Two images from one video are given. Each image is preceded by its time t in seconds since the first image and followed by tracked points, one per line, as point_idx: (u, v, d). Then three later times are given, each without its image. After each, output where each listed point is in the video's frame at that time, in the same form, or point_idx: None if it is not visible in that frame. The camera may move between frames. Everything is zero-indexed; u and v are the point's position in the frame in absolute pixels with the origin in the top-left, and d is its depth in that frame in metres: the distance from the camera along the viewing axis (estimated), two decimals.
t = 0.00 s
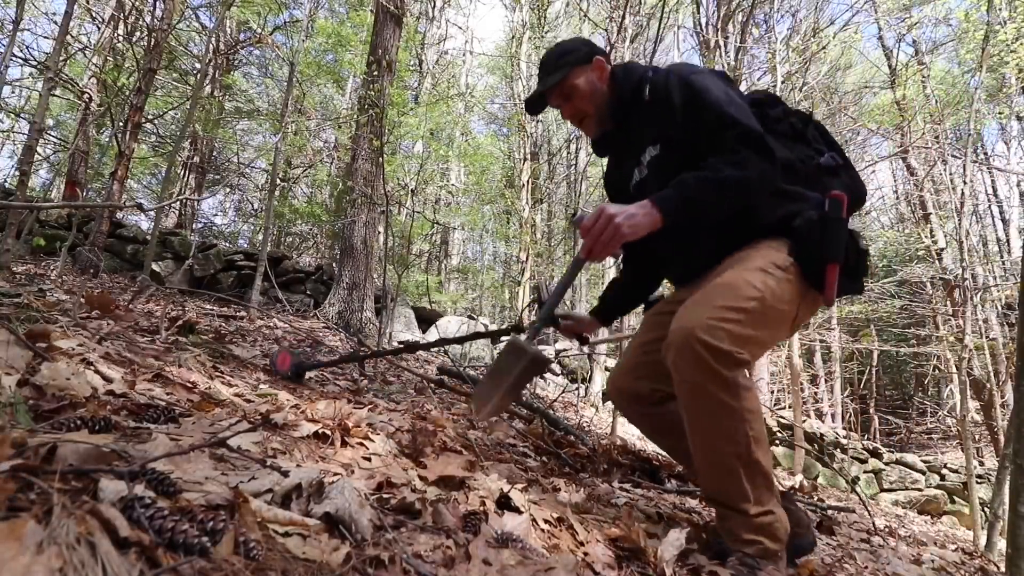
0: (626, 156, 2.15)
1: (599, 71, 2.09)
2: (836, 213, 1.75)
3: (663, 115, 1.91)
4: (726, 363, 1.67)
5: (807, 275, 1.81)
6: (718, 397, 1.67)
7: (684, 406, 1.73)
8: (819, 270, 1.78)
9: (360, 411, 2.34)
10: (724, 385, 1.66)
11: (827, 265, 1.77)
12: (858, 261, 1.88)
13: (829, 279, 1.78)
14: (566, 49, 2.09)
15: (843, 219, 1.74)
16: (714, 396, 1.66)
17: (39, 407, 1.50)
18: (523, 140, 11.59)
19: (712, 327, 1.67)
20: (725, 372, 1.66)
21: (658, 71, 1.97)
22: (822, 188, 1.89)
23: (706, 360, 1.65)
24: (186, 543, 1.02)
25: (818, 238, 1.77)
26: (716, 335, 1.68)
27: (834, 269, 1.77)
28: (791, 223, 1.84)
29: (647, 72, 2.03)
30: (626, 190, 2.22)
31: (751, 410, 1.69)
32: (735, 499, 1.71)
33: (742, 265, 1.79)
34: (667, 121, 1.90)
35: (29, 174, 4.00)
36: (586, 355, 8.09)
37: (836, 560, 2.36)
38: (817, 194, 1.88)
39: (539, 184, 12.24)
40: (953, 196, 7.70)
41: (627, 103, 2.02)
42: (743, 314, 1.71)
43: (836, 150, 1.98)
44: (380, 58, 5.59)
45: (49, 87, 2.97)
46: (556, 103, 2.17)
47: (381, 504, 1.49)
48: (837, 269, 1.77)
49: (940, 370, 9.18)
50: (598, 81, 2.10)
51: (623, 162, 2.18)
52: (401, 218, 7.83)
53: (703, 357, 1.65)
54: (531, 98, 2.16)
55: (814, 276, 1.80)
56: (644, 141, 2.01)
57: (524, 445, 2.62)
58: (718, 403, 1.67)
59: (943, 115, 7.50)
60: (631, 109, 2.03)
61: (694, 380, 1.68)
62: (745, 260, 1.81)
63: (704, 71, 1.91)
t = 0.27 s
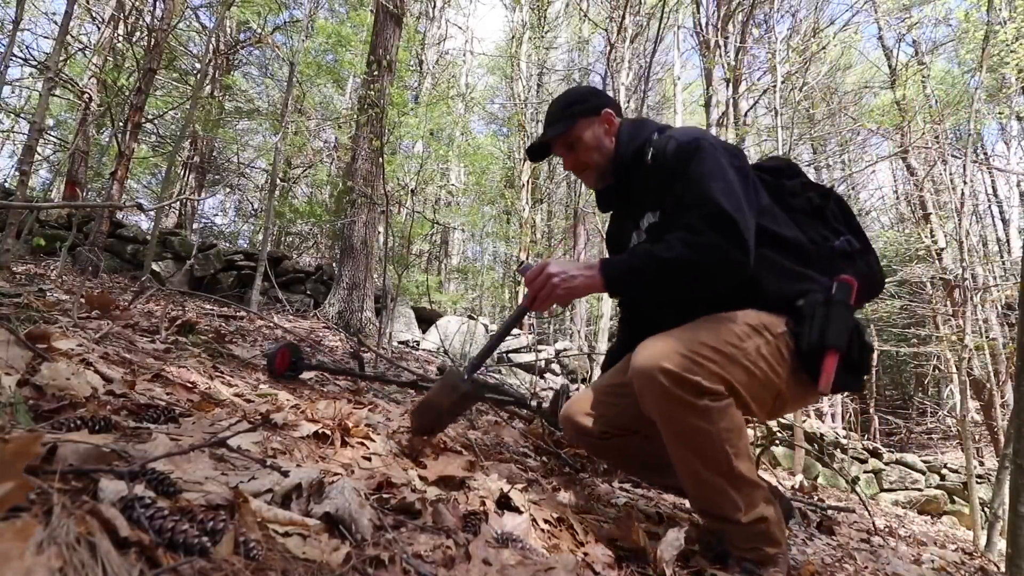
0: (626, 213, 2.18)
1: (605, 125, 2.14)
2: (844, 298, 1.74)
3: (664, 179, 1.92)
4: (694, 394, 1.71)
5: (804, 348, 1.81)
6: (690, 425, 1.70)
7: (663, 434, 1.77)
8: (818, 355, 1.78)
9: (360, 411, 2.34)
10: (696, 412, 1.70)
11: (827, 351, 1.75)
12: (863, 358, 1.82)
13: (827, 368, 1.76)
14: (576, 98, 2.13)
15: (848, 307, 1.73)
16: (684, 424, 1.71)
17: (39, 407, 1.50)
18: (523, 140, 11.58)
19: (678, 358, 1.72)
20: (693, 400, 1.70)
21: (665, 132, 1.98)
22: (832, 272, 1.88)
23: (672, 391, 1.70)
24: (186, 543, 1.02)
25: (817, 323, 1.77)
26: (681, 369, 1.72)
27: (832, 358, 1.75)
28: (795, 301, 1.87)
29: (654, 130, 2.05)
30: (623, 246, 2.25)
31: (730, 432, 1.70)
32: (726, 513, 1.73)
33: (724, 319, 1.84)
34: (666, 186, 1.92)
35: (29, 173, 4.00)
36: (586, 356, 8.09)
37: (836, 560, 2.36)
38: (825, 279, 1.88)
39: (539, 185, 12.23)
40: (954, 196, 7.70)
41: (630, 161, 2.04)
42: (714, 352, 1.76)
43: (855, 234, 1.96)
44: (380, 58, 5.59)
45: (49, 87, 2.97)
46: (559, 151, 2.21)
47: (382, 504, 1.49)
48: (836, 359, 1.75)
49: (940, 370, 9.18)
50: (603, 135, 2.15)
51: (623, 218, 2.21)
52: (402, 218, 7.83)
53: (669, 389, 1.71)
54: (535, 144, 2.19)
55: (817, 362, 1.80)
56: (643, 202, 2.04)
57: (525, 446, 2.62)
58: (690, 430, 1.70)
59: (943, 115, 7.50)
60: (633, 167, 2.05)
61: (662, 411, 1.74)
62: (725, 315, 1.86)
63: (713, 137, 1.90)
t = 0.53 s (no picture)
0: (626, 241, 2.17)
1: (608, 150, 2.10)
2: (838, 349, 1.79)
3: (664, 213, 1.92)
4: (696, 413, 1.67)
5: (798, 395, 1.77)
6: (691, 440, 1.68)
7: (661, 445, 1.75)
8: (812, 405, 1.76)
9: (360, 411, 2.34)
10: (696, 428, 1.67)
11: (822, 400, 1.74)
12: (853, 415, 1.82)
13: (821, 417, 1.74)
14: (579, 121, 2.08)
15: (844, 359, 1.77)
16: (682, 441, 1.68)
17: (39, 407, 1.50)
18: (523, 139, 11.58)
19: (681, 376, 1.68)
20: (693, 418, 1.66)
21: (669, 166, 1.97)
22: (828, 325, 1.90)
23: (671, 410, 1.67)
24: (186, 544, 1.02)
25: (813, 370, 1.77)
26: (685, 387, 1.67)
27: (827, 407, 1.73)
28: (792, 349, 1.88)
29: (657, 162, 2.04)
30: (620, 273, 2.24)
31: (730, 446, 1.67)
32: (721, 521, 1.71)
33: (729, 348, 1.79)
34: (667, 220, 1.91)
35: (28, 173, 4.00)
36: (586, 355, 8.09)
37: (836, 560, 2.36)
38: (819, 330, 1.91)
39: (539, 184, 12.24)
40: (954, 196, 7.71)
41: (631, 190, 2.04)
42: (718, 371, 1.70)
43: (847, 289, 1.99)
44: (379, 58, 5.60)
45: (48, 87, 2.97)
46: (558, 173, 2.15)
47: (382, 504, 1.49)
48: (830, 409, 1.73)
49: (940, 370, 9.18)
50: (604, 160, 2.11)
51: (621, 246, 2.20)
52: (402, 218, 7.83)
53: (669, 407, 1.67)
54: (535, 165, 2.14)
55: (812, 410, 1.78)
56: (642, 233, 2.03)
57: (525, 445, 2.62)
58: (688, 447, 1.68)
59: (943, 115, 7.51)
60: (635, 197, 2.05)
61: (661, 430, 1.71)
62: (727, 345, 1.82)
63: (719, 177, 1.89)
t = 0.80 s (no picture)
0: (602, 243, 2.17)
1: (584, 151, 2.12)
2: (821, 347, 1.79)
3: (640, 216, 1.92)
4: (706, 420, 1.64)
5: (788, 396, 1.77)
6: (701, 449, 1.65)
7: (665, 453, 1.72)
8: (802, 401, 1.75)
9: (360, 412, 2.34)
10: (704, 437, 1.64)
11: (810, 398, 1.73)
12: (836, 410, 1.83)
13: (812, 414, 1.72)
14: (557, 122, 2.10)
15: (826, 357, 1.76)
16: (689, 449, 1.66)
17: (39, 407, 1.50)
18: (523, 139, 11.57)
19: (692, 385, 1.64)
20: (702, 426, 1.64)
21: (646, 169, 1.97)
22: (805, 325, 1.91)
23: (682, 418, 1.64)
24: (186, 544, 1.01)
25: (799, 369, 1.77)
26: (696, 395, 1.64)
27: (817, 404, 1.72)
28: (774, 349, 1.88)
29: (634, 165, 2.04)
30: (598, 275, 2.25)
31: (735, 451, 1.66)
32: (720, 526, 1.71)
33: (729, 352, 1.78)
34: (644, 224, 1.91)
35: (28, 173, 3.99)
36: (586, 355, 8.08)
37: (836, 560, 2.36)
38: (795, 330, 1.91)
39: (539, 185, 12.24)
40: (954, 196, 7.71)
41: (609, 192, 2.04)
42: (726, 377, 1.68)
43: (820, 289, 1.96)
44: (379, 58, 5.59)
45: (49, 86, 2.97)
46: (536, 174, 2.17)
47: (382, 504, 1.49)
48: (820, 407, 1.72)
49: (941, 370, 9.18)
50: (581, 161, 2.12)
51: (597, 248, 2.21)
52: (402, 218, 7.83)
53: (679, 416, 1.64)
54: (515, 165, 2.16)
55: (801, 408, 1.77)
56: (620, 236, 2.01)
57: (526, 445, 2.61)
58: (695, 454, 1.66)
59: (944, 115, 7.50)
60: (613, 198, 2.05)
61: (668, 438, 1.68)
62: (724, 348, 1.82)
63: (696, 179, 1.89)
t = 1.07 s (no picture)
0: (574, 253, 2.17)
1: (551, 163, 2.12)
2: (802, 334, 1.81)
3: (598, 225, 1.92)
4: (695, 422, 1.64)
5: (775, 386, 1.79)
6: (692, 451, 1.64)
7: (654, 455, 1.72)
8: (787, 389, 1.76)
9: (360, 412, 2.34)
10: (694, 439, 1.64)
11: (795, 386, 1.74)
12: (822, 395, 1.84)
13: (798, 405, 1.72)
14: (522, 135, 2.09)
15: (808, 344, 1.77)
16: (681, 451, 1.66)
17: (39, 407, 1.50)
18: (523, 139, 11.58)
19: (679, 387, 1.64)
20: (694, 428, 1.64)
21: (609, 177, 1.98)
22: (783, 311, 1.92)
23: (672, 421, 1.64)
24: (184, 545, 1.01)
25: (783, 358, 1.78)
26: (682, 398, 1.64)
27: (801, 393, 1.72)
28: (756, 339, 1.89)
29: (599, 173, 2.05)
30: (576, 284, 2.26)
31: (728, 450, 1.67)
32: (717, 525, 1.71)
33: (713, 349, 1.78)
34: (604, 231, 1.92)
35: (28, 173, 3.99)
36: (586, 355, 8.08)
37: (836, 560, 2.36)
38: (773, 316, 1.91)
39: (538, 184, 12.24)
40: (954, 195, 7.71)
41: (576, 201, 2.04)
42: (712, 376, 1.68)
43: (799, 272, 1.99)
44: (378, 58, 5.60)
45: (48, 86, 2.96)
46: (504, 188, 2.17)
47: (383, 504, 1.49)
48: (804, 394, 1.72)
49: (941, 370, 9.18)
50: (548, 171, 2.12)
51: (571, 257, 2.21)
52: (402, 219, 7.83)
53: (670, 418, 1.64)
54: (480, 181, 2.15)
55: (787, 396, 1.78)
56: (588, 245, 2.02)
57: (525, 444, 2.61)
58: (688, 457, 1.65)
59: (943, 115, 7.50)
60: (580, 207, 2.05)
61: (656, 440, 1.68)
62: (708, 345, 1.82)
63: (657, 181, 1.89)
